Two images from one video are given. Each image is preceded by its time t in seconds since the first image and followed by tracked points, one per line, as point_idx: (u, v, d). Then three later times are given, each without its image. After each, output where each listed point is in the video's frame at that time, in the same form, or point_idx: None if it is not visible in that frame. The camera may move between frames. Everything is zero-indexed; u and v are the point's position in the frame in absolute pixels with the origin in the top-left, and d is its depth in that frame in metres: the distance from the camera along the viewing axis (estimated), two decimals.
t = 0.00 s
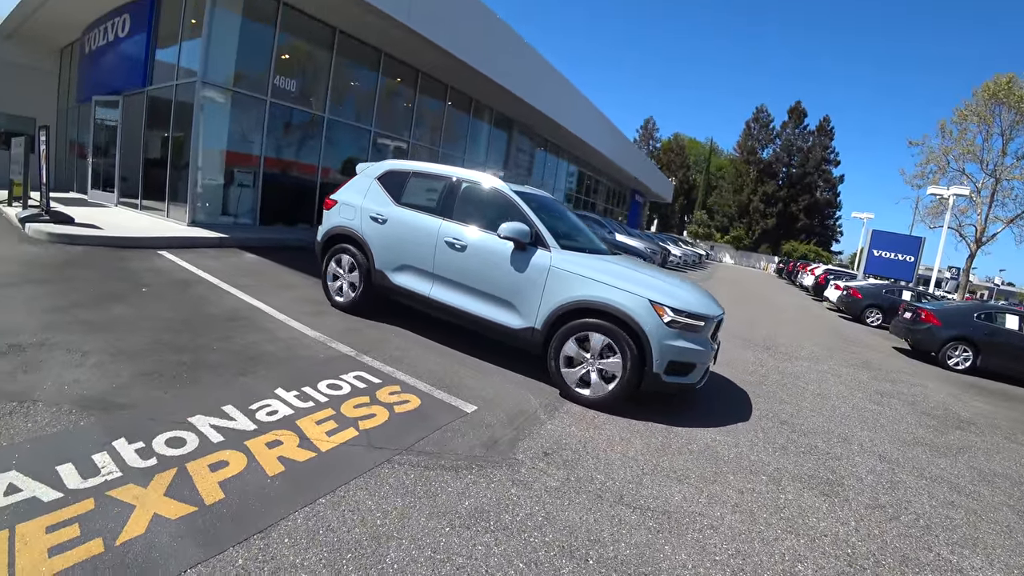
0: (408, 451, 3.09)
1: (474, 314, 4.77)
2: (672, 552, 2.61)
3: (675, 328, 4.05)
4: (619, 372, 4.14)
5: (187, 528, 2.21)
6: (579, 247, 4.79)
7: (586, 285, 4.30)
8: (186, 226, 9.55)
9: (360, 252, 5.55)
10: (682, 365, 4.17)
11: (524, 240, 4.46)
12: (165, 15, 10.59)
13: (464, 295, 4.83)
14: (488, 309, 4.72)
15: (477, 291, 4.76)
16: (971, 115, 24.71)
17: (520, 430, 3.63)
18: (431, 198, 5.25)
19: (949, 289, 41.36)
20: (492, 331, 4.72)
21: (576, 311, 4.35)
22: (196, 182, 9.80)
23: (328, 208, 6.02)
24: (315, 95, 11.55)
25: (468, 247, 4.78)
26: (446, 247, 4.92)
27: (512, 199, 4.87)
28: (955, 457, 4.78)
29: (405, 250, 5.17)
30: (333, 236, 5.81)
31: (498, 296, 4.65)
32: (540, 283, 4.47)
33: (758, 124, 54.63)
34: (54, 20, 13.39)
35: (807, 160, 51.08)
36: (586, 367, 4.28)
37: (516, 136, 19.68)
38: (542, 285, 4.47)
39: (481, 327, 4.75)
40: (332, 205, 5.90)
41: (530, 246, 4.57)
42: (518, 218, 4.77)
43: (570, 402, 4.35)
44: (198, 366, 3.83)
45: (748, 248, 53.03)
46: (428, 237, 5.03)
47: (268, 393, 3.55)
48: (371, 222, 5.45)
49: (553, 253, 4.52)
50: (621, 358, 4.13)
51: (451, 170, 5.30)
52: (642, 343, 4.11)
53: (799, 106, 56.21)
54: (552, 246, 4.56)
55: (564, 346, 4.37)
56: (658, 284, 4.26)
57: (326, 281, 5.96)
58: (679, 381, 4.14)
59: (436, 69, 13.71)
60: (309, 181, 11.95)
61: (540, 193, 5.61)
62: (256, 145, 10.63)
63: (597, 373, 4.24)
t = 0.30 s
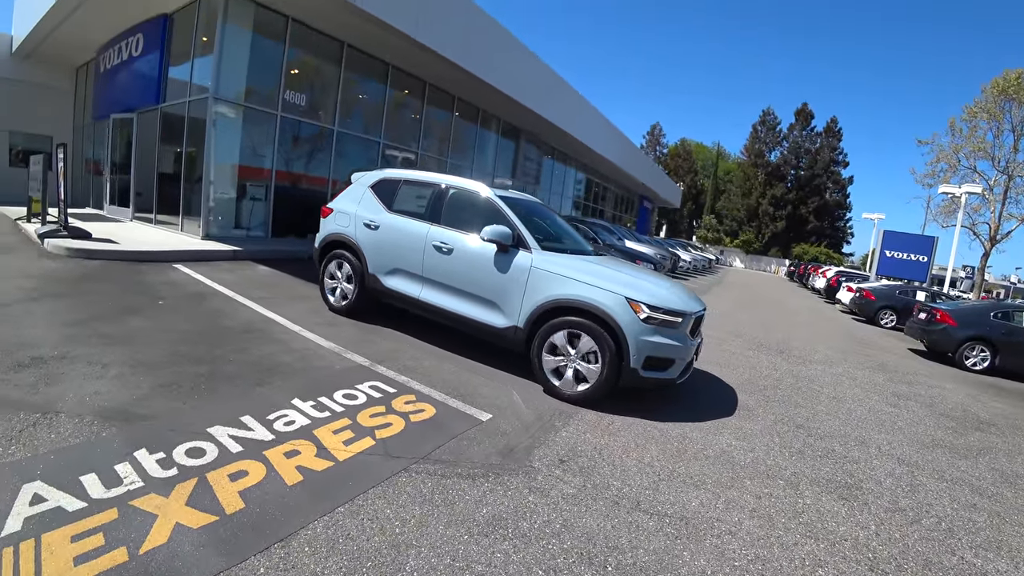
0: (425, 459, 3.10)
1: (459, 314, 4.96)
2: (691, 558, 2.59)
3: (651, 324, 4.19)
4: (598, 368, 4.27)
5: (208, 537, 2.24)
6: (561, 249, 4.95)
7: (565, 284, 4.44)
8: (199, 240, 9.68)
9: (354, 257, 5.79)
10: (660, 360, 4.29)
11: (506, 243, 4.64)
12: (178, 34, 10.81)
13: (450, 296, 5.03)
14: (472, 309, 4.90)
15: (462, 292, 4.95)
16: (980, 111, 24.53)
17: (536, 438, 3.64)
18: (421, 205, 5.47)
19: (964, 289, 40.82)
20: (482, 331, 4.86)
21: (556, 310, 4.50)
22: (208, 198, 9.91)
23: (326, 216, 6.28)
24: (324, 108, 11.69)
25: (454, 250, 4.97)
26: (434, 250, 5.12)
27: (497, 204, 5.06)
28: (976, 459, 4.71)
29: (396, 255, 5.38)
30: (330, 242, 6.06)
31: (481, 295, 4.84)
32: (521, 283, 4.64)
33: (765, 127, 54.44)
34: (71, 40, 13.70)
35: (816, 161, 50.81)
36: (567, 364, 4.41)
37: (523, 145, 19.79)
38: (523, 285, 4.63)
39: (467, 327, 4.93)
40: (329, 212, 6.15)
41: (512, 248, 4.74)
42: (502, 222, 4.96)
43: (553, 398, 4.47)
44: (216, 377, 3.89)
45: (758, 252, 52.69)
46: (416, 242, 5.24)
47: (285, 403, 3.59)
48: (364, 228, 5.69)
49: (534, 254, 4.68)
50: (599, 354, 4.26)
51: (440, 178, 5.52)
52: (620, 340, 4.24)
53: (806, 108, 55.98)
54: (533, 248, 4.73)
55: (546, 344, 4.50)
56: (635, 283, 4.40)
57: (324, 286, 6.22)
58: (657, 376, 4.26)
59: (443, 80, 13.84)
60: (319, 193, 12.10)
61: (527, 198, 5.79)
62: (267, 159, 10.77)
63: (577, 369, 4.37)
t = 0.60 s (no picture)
0: (442, 472, 3.08)
1: (452, 318, 5.06)
2: (712, 573, 2.54)
3: (635, 326, 4.25)
4: (584, 369, 4.36)
5: (225, 552, 2.22)
6: (550, 254, 5.04)
7: (551, 287, 4.53)
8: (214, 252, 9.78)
9: (353, 264, 5.93)
10: (646, 361, 4.35)
11: (496, 248, 4.74)
12: (194, 49, 11.01)
13: (443, 300, 5.13)
14: (464, 313, 5.00)
15: (455, 296, 5.05)
16: (994, 114, 24.28)
17: (552, 449, 3.60)
18: (416, 212, 5.59)
19: (981, 294, 40.18)
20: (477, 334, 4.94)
21: (543, 313, 4.59)
22: (224, 210, 10.03)
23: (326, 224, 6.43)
24: (335, 120, 11.80)
25: (446, 256, 5.08)
26: (427, 256, 5.23)
27: (489, 211, 5.17)
28: (1001, 469, 4.59)
29: (392, 261, 5.51)
30: (329, 249, 6.21)
31: (472, 299, 4.94)
32: (509, 287, 4.73)
33: (774, 133, 54.19)
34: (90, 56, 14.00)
35: (827, 167, 50.45)
36: (554, 366, 4.50)
37: (533, 154, 19.84)
38: (511, 289, 4.72)
39: (459, 331, 5.03)
40: (329, 221, 6.30)
41: (501, 253, 4.84)
42: (492, 228, 5.06)
43: (541, 399, 4.57)
44: (232, 389, 3.90)
45: (769, 258, 52.27)
46: (410, 248, 5.36)
47: (301, 415, 3.58)
48: (362, 236, 5.83)
49: (522, 258, 4.77)
50: (585, 355, 4.35)
51: (434, 187, 5.65)
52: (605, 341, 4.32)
53: (816, 113, 55.66)
54: (522, 253, 4.82)
55: (533, 346, 4.60)
56: (621, 285, 4.47)
57: (325, 292, 6.37)
58: (642, 377, 4.33)
59: (453, 91, 13.94)
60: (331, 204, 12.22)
61: (520, 206, 5.90)
62: (279, 170, 10.88)
63: (564, 370, 4.45)
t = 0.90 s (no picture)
0: (453, 484, 3.03)
1: (440, 322, 5.17)
2: None
3: (616, 326, 4.32)
4: (567, 370, 4.44)
5: (234, 568, 2.18)
6: (537, 258, 5.15)
7: (535, 289, 4.62)
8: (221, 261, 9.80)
9: (346, 269, 6.07)
10: (629, 362, 4.41)
11: (482, 252, 4.86)
12: (201, 61, 11.11)
13: (433, 304, 5.25)
14: (453, 316, 5.12)
15: (443, 299, 5.17)
16: (999, 117, 24.20)
17: (564, 460, 3.55)
18: (407, 218, 5.73)
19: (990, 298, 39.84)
20: (471, 340, 5.02)
21: (528, 314, 4.69)
22: (229, 219, 10.05)
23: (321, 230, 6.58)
24: (341, 129, 11.84)
25: (435, 260, 5.21)
26: (417, 260, 5.36)
27: (476, 216, 5.30)
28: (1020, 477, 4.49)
29: (383, 265, 5.64)
30: (324, 255, 6.35)
31: (462, 303, 5.06)
32: (496, 289, 4.84)
33: (778, 139, 54.12)
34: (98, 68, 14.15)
35: (831, 172, 50.32)
36: (539, 366, 4.60)
37: (538, 162, 19.87)
38: (497, 291, 4.83)
39: (448, 334, 5.14)
40: (323, 227, 6.45)
41: (488, 257, 4.96)
42: (480, 233, 5.17)
43: (526, 399, 4.67)
44: (241, 400, 3.87)
45: (775, 264, 52.05)
46: (401, 253, 5.49)
47: (309, 426, 3.55)
48: (355, 241, 5.97)
49: (507, 262, 4.88)
50: (568, 355, 4.43)
51: (425, 193, 5.79)
52: (588, 342, 4.39)
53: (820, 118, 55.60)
54: (507, 256, 4.93)
55: (519, 347, 4.70)
56: (604, 287, 4.55)
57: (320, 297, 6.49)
58: (625, 378, 4.38)
59: (457, 99, 13.99)
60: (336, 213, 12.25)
61: (509, 210, 6.03)
62: (285, 179, 10.90)
63: (548, 371, 4.55)
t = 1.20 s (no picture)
0: (460, 496, 2.99)
1: (428, 326, 5.24)
2: None
3: (597, 328, 4.40)
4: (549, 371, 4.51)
5: None
6: (521, 261, 5.23)
7: (517, 292, 4.70)
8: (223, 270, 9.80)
9: (338, 274, 6.19)
10: (610, 363, 4.49)
11: (467, 257, 4.94)
12: (203, 71, 11.16)
13: (421, 308, 5.33)
14: (439, 321, 5.18)
15: (430, 303, 5.25)
16: (999, 119, 24.25)
17: (571, 470, 3.50)
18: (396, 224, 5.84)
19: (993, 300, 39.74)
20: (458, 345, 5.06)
21: (511, 317, 4.77)
22: (230, 228, 10.06)
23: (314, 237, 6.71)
24: (342, 137, 11.86)
25: (422, 265, 5.31)
26: (404, 265, 5.45)
27: (462, 222, 5.39)
28: None
29: (372, 270, 5.73)
30: (316, 261, 6.47)
31: (448, 307, 5.13)
32: (480, 294, 4.92)
33: (778, 144, 54.22)
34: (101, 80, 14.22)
35: (831, 176, 50.37)
36: (521, 368, 4.67)
37: (540, 169, 19.90)
38: (481, 296, 4.91)
39: (434, 338, 5.21)
40: (316, 234, 6.59)
41: (472, 261, 5.03)
42: (466, 238, 5.26)
43: (510, 400, 4.73)
44: (245, 411, 3.84)
45: (776, 268, 52.00)
46: (389, 258, 5.59)
47: (314, 438, 3.51)
48: (345, 247, 6.08)
49: (491, 265, 4.96)
50: (549, 357, 4.51)
51: (414, 200, 5.91)
52: (568, 343, 4.47)
53: (819, 123, 55.73)
54: (491, 260, 5.00)
55: (502, 350, 4.77)
56: (585, 290, 4.63)
57: (312, 303, 6.63)
58: (605, 378, 4.46)
59: (457, 107, 14.03)
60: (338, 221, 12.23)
61: (497, 216, 6.11)
62: (287, 189, 10.91)
63: (530, 372, 4.62)
